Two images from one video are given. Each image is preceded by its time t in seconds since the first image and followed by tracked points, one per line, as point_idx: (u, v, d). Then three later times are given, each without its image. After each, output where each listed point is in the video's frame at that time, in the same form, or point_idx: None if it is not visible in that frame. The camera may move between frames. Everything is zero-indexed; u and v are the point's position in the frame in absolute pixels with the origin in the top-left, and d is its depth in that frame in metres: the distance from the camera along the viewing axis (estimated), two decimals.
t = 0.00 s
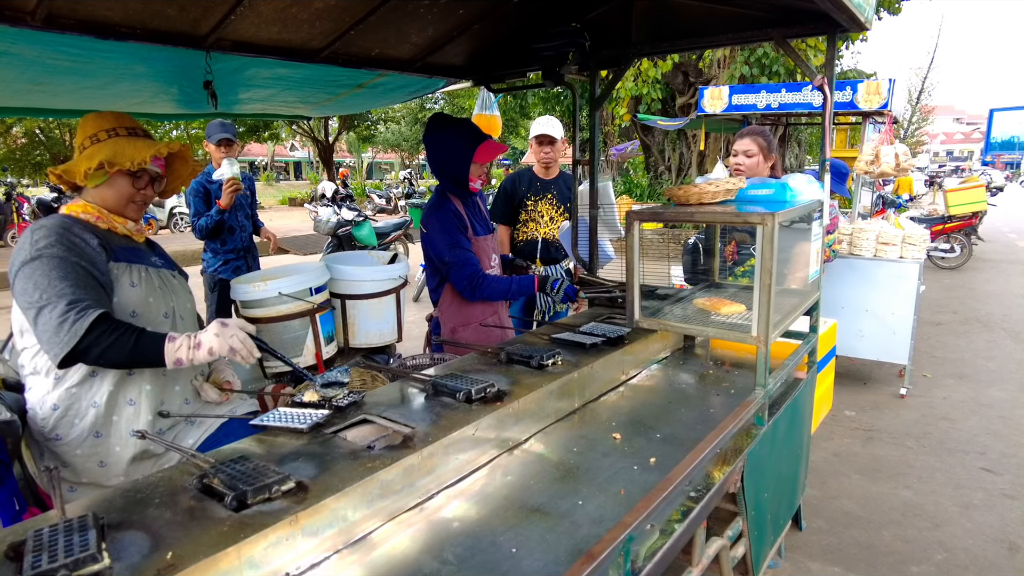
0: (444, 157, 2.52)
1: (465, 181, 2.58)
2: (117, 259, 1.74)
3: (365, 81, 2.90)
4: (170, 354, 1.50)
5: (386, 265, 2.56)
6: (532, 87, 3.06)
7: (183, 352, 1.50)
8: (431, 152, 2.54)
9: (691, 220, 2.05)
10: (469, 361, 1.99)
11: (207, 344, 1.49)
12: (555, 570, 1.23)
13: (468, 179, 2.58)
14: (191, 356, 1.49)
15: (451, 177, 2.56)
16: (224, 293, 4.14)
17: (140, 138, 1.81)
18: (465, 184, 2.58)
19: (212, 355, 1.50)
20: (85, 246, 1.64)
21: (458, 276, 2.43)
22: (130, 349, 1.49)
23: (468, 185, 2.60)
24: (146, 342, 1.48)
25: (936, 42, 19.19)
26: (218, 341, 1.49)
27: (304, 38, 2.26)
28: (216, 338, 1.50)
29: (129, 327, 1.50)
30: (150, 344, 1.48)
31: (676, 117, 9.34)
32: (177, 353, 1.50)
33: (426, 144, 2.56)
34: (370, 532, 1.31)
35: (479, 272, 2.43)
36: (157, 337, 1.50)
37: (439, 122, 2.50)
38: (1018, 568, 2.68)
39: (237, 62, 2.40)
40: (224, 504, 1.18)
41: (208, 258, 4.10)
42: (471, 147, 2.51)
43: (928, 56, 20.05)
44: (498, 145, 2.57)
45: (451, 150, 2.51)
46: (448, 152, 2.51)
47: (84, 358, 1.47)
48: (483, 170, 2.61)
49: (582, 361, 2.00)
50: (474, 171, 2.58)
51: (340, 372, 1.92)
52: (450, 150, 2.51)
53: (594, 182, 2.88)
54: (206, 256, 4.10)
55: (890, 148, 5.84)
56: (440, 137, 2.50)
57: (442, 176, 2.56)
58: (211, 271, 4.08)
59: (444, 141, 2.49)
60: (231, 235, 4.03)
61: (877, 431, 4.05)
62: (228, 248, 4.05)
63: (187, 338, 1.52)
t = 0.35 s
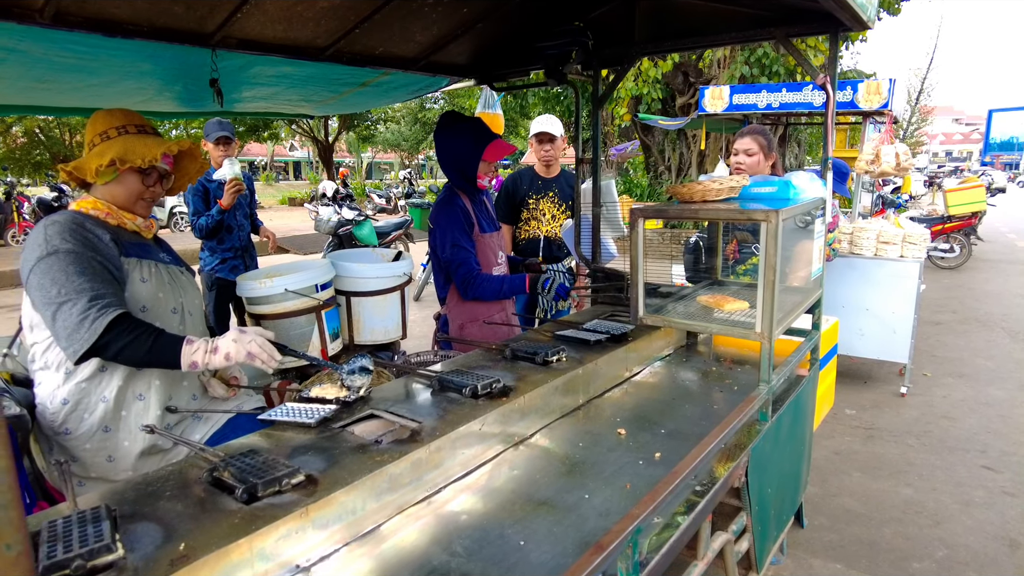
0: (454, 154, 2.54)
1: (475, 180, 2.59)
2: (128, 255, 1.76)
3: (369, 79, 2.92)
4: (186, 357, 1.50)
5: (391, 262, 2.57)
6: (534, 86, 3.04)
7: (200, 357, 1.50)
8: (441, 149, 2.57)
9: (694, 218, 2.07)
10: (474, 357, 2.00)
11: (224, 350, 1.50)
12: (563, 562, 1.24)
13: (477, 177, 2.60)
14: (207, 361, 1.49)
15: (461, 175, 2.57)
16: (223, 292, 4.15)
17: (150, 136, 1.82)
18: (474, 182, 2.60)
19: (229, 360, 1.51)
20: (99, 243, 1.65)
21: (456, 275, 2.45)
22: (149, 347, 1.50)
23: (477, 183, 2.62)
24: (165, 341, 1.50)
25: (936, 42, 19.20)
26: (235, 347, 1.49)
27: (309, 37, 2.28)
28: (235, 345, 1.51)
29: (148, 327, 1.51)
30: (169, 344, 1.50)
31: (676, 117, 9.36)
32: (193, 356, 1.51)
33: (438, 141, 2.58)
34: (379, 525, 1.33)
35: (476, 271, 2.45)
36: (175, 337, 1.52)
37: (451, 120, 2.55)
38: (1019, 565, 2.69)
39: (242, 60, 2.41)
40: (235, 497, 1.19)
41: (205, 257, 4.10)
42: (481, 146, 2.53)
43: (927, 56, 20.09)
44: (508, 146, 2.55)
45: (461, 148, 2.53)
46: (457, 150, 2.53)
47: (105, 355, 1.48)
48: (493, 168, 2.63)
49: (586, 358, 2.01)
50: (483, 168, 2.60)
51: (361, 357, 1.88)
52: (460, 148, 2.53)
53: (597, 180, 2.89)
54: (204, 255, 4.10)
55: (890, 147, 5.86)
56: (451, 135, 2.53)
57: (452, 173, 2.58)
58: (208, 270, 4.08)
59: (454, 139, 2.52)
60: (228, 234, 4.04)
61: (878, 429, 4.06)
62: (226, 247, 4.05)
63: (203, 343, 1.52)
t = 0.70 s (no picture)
0: (465, 149, 2.56)
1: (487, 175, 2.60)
2: (137, 250, 1.76)
3: (374, 76, 2.92)
4: (187, 352, 1.51)
5: (396, 259, 2.57)
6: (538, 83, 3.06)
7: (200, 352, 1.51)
8: (453, 145, 2.58)
9: (701, 215, 2.07)
10: (481, 353, 2.01)
11: (224, 344, 1.51)
12: (574, 556, 1.25)
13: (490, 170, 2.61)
14: (208, 355, 1.50)
15: (473, 169, 2.58)
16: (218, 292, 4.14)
17: (160, 133, 1.83)
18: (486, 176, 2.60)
19: (230, 353, 1.51)
20: (106, 238, 1.66)
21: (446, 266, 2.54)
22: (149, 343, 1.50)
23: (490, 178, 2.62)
24: (165, 337, 1.49)
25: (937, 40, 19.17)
26: (235, 341, 1.50)
27: (315, 34, 2.28)
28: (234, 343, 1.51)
29: (149, 323, 1.51)
30: (170, 340, 1.49)
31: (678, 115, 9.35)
32: (194, 350, 1.51)
33: (449, 138, 2.58)
34: (389, 520, 1.33)
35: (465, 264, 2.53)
36: (176, 333, 1.52)
37: (463, 116, 2.55)
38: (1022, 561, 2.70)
39: (249, 57, 2.42)
40: (247, 491, 1.20)
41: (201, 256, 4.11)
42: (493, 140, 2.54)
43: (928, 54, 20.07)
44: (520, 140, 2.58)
45: (473, 144, 2.54)
46: (468, 145, 2.54)
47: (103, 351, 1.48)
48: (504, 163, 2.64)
49: (592, 354, 2.02)
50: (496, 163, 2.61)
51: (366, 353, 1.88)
52: (471, 145, 2.54)
53: (602, 178, 2.89)
54: (197, 254, 4.09)
55: (893, 145, 5.85)
56: (462, 131, 2.53)
57: (462, 168, 2.59)
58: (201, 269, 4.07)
59: (466, 135, 2.52)
60: (222, 234, 4.04)
61: (881, 427, 4.07)
62: (220, 246, 4.05)
63: (205, 340, 1.53)
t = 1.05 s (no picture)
0: (487, 147, 2.56)
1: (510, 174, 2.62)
2: (144, 250, 1.76)
3: (380, 75, 2.92)
4: (188, 357, 1.52)
5: (403, 257, 2.58)
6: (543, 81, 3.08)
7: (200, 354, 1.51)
8: (473, 143, 2.58)
9: (709, 214, 2.08)
10: (488, 352, 2.01)
11: (224, 348, 1.52)
12: (584, 554, 1.25)
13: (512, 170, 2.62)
14: (209, 360, 1.51)
15: (493, 166, 2.59)
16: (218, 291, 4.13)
17: (168, 131, 1.84)
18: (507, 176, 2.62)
19: (230, 358, 1.52)
20: (112, 238, 1.66)
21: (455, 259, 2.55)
22: (148, 351, 1.51)
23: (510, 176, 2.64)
24: (165, 344, 1.51)
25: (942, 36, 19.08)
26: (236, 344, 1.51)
27: (322, 32, 2.29)
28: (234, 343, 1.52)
29: (150, 329, 1.53)
30: (170, 347, 1.51)
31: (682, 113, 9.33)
32: (194, 356, 1.52)
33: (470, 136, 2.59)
34: (399, 518, 1.33)
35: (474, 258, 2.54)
36: (176, 339, 1.53)
37: (486, 114, 2.55)
38: None
39: (255, 56, 2.42)
40: (258, 489, 1.20)
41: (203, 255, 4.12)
42: (515, 140, 2.56)
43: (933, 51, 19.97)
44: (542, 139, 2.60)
45: (494, 142, 2.55)
46: (489, 142, 2.56)
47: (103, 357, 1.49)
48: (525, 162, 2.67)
49: (599, 353, 2.02)
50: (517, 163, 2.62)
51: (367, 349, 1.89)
52: (492, 143, 2.56)
53: (609, 176, 2.90)
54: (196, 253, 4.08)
55: (898, 143, 5.83)
56: (485, 128, 2.54)
57: (482, 164, 2.60)
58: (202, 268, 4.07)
59: (489, 133, 2.54)
60: (221, 232, 4.01)
61: (886, 425, 4.06)
62: (219, 245, 4.02)
63: (204, 341, 1.54)
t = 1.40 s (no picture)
0: (505, 147, 2.54)
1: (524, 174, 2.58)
2: (149, 250, 1.76)
3: (386, 74, 2.92)
4: (187, 359, 1.52)
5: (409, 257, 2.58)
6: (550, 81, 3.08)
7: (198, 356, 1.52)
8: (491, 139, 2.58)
9: (717, 213, 2.06)
10: (495, 351, 2.01)
11: (221, 350, 1.52)
12: (593, 554, 1.25)
13: (527, 172, 2.57)
14: (207, 361, 1.52)
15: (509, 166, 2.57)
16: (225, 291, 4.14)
17: (173, 130, 1.83)
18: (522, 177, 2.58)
19: (228, 359, 1.52)
20: (114, 238, 1.65)
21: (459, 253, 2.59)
22: (147, 354, 1.52)
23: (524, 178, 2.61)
24: (165, 346, 1.52)
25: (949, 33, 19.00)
26: (235, 346, 1.50)
27: (328, 31, 2.28)
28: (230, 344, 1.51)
29: (148, 331, 1.53)
30: (169, 348, 1.52)
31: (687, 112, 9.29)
32: (194, 357, 1.53)
33: (490, 134, 2.59)
34: (406, 518, 1.33)
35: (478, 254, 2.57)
36: (176, 340, 1.53)
37: (509, 113, 2.54)
38: None
39: (262, 55, 2.43)
40: (266, 488, 1.20)
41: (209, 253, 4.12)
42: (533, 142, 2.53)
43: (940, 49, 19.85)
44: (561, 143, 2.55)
45: (512, 142, 2.53)
46: (506, 141, 2.53)
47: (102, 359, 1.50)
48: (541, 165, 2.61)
49: (606, 352, 2.01)
50: (534, 164, 2.58)
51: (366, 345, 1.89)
52: (511, 142, 2.53)
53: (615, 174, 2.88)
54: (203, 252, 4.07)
55: (906, 142, 5.79)
56: (502, 126, 2.53)
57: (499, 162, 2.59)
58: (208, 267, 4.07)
59: (508, 133, 2.52)
60: (229, 231, 4.02)
61: (893, 425, 4.04)
62: (227, 244, 4.02)
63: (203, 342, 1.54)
